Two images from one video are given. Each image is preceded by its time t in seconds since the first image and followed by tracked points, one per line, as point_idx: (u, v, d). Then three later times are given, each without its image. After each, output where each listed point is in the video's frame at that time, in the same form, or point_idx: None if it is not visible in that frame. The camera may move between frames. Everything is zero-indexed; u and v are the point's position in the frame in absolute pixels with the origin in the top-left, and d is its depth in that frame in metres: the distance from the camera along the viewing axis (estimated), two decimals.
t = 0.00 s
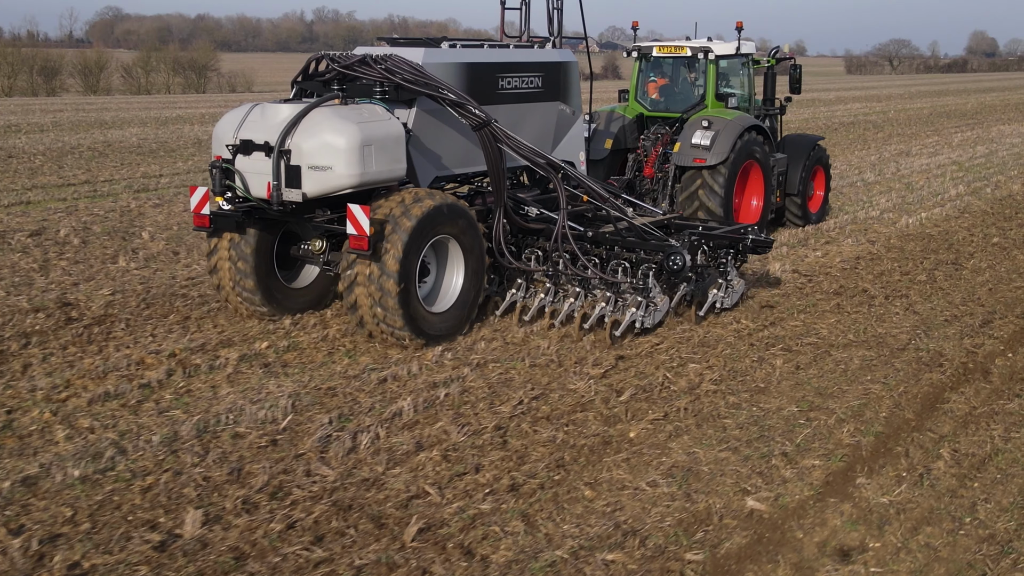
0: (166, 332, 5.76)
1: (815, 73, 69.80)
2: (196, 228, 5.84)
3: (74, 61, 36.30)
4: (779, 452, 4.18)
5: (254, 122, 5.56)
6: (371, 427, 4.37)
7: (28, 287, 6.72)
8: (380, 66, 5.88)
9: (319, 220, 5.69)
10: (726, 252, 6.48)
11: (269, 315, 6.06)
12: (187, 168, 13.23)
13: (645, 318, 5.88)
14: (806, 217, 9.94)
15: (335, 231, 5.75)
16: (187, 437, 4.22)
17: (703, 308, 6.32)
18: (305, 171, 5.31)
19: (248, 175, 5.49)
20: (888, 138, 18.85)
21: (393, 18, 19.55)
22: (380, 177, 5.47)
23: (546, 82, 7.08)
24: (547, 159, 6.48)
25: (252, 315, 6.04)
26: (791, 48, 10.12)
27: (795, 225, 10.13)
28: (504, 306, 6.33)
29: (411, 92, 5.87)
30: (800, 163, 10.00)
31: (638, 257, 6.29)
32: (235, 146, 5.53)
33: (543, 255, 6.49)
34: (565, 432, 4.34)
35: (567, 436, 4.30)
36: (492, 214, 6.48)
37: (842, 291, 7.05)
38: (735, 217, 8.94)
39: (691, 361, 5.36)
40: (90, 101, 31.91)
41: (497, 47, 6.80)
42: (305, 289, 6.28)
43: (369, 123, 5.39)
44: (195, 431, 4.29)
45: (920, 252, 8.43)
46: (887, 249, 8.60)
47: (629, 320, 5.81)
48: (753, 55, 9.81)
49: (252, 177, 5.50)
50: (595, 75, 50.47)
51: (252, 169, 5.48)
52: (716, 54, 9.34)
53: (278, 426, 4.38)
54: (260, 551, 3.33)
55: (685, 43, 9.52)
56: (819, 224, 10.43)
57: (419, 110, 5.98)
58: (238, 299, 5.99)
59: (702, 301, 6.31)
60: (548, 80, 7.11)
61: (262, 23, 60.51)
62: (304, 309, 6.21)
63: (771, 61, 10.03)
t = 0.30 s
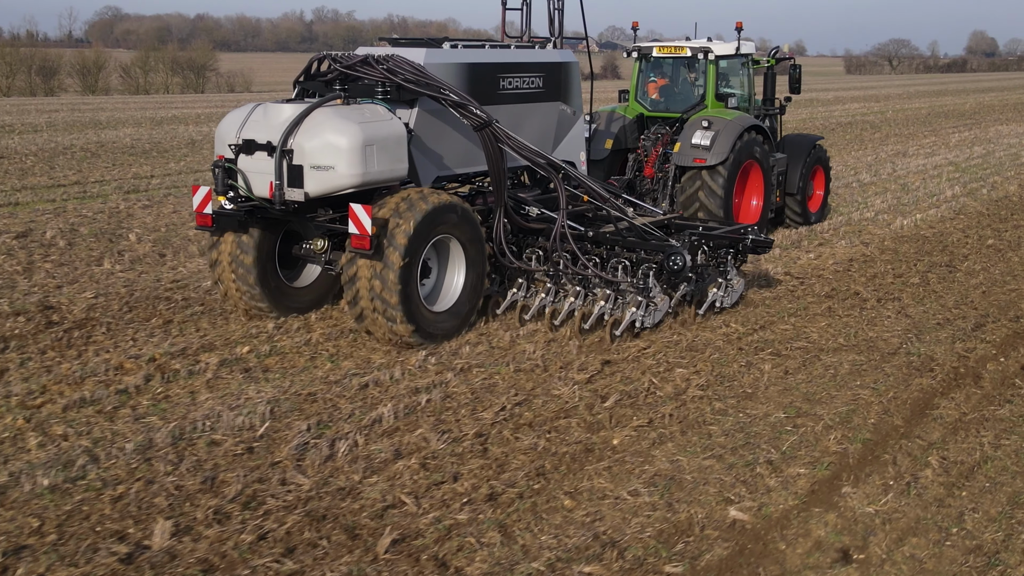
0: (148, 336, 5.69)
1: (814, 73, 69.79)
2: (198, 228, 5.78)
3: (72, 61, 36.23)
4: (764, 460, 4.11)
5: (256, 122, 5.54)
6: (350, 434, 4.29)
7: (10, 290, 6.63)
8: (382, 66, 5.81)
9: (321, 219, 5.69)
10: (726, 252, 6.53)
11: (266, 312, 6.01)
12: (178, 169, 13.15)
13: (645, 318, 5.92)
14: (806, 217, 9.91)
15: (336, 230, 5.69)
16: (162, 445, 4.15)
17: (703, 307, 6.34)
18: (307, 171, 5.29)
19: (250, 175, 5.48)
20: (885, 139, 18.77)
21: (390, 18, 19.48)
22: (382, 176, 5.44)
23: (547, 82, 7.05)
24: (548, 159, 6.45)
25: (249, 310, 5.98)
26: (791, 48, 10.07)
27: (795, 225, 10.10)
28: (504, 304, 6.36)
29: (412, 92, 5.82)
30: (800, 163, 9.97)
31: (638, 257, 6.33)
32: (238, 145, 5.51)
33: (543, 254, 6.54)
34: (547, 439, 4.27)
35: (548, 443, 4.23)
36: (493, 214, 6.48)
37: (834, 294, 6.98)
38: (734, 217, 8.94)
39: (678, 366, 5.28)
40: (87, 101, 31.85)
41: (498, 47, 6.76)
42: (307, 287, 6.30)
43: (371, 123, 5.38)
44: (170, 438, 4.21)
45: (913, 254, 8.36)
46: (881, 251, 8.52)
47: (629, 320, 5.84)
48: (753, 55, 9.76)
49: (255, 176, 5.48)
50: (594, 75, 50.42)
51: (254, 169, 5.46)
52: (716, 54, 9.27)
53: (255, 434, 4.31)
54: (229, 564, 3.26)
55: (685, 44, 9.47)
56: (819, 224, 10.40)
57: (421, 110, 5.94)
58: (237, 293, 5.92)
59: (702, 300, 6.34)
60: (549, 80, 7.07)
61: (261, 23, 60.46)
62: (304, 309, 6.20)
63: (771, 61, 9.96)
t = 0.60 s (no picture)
0: (129, 340, 5.61)
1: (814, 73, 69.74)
2: (201, 227, 5.86)
3: (70, 61, 36.13)
4: (748, 468, 4.03)
5: (259, 123, 5.64)
6: (328, 441, 4.22)
7: None
8: (384, 66, 5.87)
9: (322, 218, 5.78)
10: (725, 251, 6.58)
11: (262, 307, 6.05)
12: (169, 169, 13.05)
13: (647, 317, 5.96)
14: (807, 216, 9.89)
15: (337, 230, 5.77)
16: (136, 453, 4.07)
17: (703, 306, 6.42)
18: (309, 170, 5.36)
19: (252, 175, 5.55)
20: (882, 139, 18.68)
21: (387, 17, 19.41)
22: (383, 177, 5.50)
23: (548, 83, 7.07)
24: (550, 159, 6.48)
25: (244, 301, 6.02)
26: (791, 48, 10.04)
27: (795, 225, 10.08)
28: (504, 305, 6.38)
29: (414, 93, 5.87)
30: (800, 162, 9.95)
31: (639, 256, 6.36)
32: (241, 146, 5.60)
33: (544, 254, 6.54)
34: (528, 446, 4.19)
35: (530, 450, 4.16)
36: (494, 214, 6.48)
37: (825, 297, 6.90)
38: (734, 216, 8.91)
39: (665, 371, 5.20)
40: (84, 101, 31.75)
41: (499, 48, 6.80)
42: (308, 286, 6.38)
43: (373, 124, 5.44)
44: (144, 445, 4.13)
45: (907, 256, 8.28)
46: (875, 253, 8.45)
47: (630, 319, 5.87)
48: (753, 56, 9.71)
49: (257, 176, 5.56)
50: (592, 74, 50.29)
51: (257, 169, 5.54)
52: (716, 54, 9.22)
53: (231, 440, 4.23)
54: None
55: (685, 44, 9.42)
56: (820, 223, 10.37)
57: (422, 110, 5.98)
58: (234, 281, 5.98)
59: (702, 299, 6.42)
60: (550, 80, 7.09)
61: (259, 22, 60.37)
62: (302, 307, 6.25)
63: (772, 61, 9.89)
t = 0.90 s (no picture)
0: (108, 344, 5.53)
1: (813, 73, 69.72)
2: (203, 227, 5.93)
3: (68, 61, 36.05)
4: (732, 476, 3.95)
5: (260, 123, 5.65)
6: (305, 449, 4.14)
7: None
8: (386, 67, 5.91)
9: (325, 218, 5.81)
10: (726, 251, 6.58)
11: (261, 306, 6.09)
12: (161, 170, 12.97)
13: (647, 316, 6.01)
14: (807, 216, 9.89)
15: (340, 230, 5.79)
16: (108, 461, 3.99)
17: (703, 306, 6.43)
18: (312, 170, 5.39)
19: (254, 175, 5.57)
20: (879, 139, 18.60)
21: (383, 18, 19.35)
22: (386, 176, 5.54)
23: (549, 83, 7.18)
24: (551, 158, 6.57)
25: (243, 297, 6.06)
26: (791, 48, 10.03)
27: (795, 225, 10.07)
28: (505, 304, 6.43)
29: (415, 93, 5.94)
30: (800, 162, 9.92)
31: (640, 256, 6.42)
32: (243, 145, 5.61)
33: (545, 254, 6.60)
34: (509, 454, 4.11)
35: (510, 458, 4.08)
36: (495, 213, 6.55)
37: (817, 300, 6.83)
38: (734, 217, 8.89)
39: (651, 376, 5.12)
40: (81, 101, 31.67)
41: (500, 48, 6.87)
42: (309, 287, 6.40)
43: (375, 123, 5.48)
44: (117, 454, 4.05)
45: (901, 258, 8.21)
46: (868, 255, 8.38)
47: (631, 318, 5.93)
48: (753, 55, 9.67)
49: (259, 176, 5.57)
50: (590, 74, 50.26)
51: (259, 168, 5.55)
52: (716, 55, 9.16)
53: (207, 448, 4.15)
54: None
55: (686, 44, 9.37)
56: (820, 222, 10.37)
57: (423, 110, 6.06)
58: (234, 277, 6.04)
59: (702, 299, 6.41)
60: (551, 80, 7.21)
61: (258, 22, 60.24)
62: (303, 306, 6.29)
63: (772, 62, 9.83)
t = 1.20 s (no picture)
0: (88, 348, 5.45)
1: (813, 73, 69.67)
2: (205, 225, 5.95)
3: (66, 61, 35.98)
4: (715, 484, 3.87)
5: (263, 121, 5.72)
6: (281, 456, 4.07)
7: None
8: (388, 66, 5.98)
9: (326, 216, 5.88)
10: (726, 250, 6.61)
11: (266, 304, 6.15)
12: (153, 171, 12.88)
13: (648, 316, 6.02)
14: (806, 216, 9.90)
15: (341, 228, 5.87)
16: (80, 468, 3.91)
17: (703, 305, 6.47)
18: (314, 168, 5.46)
19: (257, 173, 5.65)
20: (877, 139, 18.51)
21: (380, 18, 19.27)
22: (388, 175, 5.62)
23: (550, 83, 7.20)
24: (552, 158, 6.59)
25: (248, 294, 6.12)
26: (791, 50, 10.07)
27: (795, 225, 10.08)
28: (506, 302, 6.44)
29: (417, 92, 6.01)
30: (799, 162, 9.91)
31: (640, 255, 6.45)
32: (245, 144, 5.69)
33: (545, 253, 6.61)
34: (488, 461, 4.04)
35: (489, 465, 4.00)
36: (496, 212, 6.63)
37: (809, 302, 6.75)
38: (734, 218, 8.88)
39: (637, 380, 5.04)
40: (78, 101, 31.58)
41: (501, 48, 6.92)
42: (311, 285, 6.46)
43: (377, 122, 5.55)
44: (89, 461, 3.97)
45: (895, 260, 8.13)
46: (862, 256, 8.31)
47: (632, 317, 5.95)
48: (753, 56, 9.64)
49: (262, 174, 5.66)
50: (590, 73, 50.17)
51: (261, 167, 5.64)
52: (717, 55, 9.13)
53: (181, 455, 4.07)
54: None
55: (687, 44, 9.34)
56: (820, 222, 10.37)
57: (425, 110, 6.10)
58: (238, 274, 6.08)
59: (702, 298, 6.46)
60: (552, 80, 7.25)
61: (258, 23, 60.17)
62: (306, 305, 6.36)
63: (772, 63, 9.82)
